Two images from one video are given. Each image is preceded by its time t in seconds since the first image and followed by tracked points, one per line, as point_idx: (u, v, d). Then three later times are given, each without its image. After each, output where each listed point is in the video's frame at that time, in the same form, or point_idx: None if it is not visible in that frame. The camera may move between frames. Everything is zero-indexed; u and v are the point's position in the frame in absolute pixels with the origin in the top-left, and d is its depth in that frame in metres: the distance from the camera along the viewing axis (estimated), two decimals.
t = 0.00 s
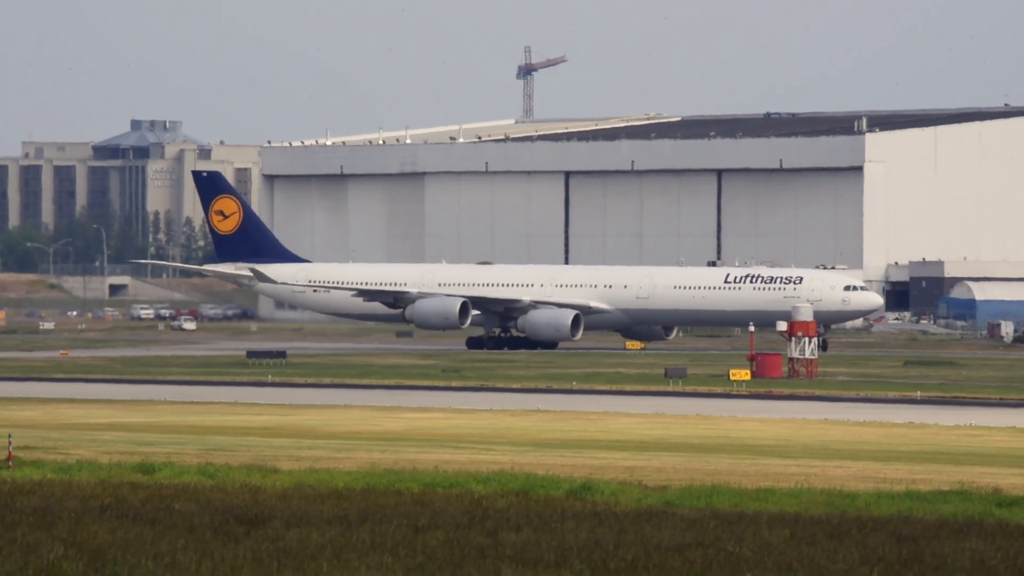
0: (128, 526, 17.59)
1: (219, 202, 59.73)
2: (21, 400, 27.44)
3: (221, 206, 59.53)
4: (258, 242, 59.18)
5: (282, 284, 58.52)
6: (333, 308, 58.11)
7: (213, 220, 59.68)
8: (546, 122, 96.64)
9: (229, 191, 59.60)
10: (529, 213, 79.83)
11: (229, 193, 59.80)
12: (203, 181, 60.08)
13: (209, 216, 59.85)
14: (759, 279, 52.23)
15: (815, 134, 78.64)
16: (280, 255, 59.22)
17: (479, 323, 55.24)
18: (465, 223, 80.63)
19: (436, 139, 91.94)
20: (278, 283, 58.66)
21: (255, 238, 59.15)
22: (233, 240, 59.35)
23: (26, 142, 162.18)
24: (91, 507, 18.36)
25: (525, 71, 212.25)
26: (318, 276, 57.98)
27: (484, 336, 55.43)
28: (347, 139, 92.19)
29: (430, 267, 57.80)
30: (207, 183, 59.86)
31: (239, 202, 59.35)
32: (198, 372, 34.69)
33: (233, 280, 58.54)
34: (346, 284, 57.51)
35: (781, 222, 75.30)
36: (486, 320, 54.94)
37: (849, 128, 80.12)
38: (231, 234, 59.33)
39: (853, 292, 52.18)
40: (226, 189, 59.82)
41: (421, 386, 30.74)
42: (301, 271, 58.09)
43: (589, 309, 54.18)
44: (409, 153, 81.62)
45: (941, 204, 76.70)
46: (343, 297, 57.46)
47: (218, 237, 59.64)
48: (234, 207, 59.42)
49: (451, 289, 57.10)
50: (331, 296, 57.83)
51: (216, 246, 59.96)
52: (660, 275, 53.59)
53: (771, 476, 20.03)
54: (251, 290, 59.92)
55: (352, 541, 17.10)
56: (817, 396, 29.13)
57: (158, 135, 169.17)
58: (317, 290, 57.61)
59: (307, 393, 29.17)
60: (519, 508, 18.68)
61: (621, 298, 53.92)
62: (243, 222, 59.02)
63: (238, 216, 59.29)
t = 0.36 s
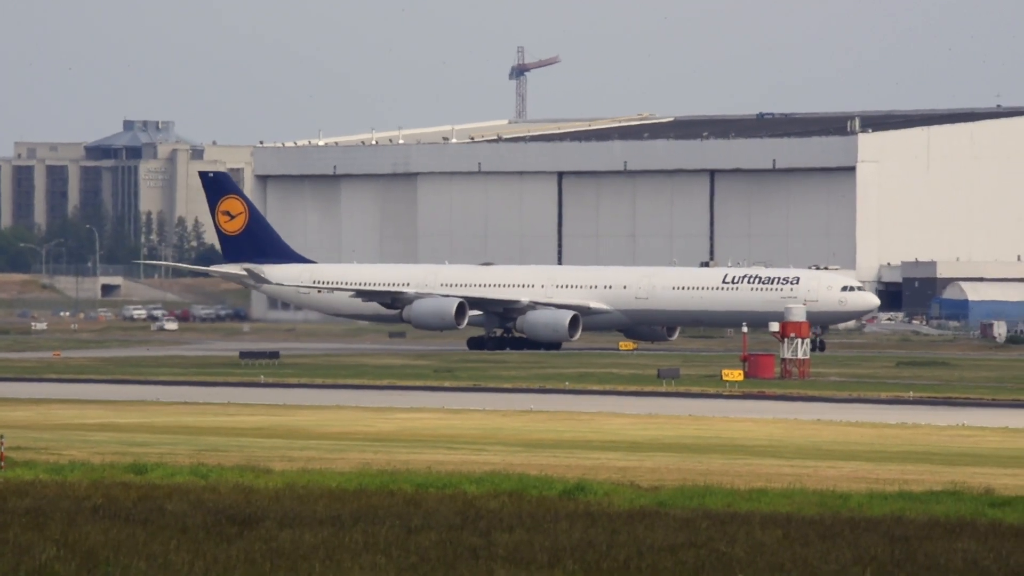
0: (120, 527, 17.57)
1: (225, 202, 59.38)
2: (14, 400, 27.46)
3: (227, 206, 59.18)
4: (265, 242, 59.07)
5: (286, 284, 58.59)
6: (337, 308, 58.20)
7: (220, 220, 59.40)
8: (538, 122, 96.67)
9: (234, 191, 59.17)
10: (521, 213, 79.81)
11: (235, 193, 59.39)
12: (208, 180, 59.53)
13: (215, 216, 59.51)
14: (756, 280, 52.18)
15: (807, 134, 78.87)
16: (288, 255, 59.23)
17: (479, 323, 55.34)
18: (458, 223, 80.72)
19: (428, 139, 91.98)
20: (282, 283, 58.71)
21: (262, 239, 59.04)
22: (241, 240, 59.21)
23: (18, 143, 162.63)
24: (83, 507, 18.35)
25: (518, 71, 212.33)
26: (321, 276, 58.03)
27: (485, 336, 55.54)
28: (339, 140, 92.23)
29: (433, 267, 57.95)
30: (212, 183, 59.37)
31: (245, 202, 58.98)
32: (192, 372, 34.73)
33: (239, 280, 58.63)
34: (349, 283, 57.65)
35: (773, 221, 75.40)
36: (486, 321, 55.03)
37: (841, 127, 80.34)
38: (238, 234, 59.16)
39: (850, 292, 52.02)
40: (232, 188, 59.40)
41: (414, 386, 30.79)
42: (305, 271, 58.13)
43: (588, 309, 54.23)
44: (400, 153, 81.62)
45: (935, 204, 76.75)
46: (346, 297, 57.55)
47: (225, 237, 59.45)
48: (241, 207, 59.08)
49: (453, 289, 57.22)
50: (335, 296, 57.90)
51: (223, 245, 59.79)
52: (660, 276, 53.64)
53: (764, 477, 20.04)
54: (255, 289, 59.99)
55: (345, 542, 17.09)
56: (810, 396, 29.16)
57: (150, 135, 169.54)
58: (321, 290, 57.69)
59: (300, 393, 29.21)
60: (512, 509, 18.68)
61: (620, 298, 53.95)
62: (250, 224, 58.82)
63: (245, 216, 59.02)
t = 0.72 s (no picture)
0: (109, 527, 17.53)
1: (227, 203, 59.48)
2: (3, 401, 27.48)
3: (229, 207, 59.29)
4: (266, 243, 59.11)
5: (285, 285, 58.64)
6: (336, 308, 58.33)
7: (222, 221, 59.50)
8: (527, 122, 96.69)
9: (236, 191, 59.30)
10: (509, 213, 79.76)
11: (237, 194, 59.53)
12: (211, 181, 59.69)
13: (217, 217, 59.60)
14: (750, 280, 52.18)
15: (796, 134, 79.17)
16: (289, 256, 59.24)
17: (476, 324, 55.46)
18: (446, 224, 80.59)
19: (417, 139, 92.01)
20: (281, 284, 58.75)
21: (263, 239, 59.09)
22: (243, 240, 59.24)
23: (6, 144, 162.76)
24: (71, 508, 18.34)
25: (506, 71, 212.62)
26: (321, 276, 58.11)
27: (481, 337, 55.67)
28: (328, 140, 92.21)
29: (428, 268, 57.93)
30: (214, 184, 59.54)
31: (247, 203, 59.10)
32: (180, 372, 34.77)
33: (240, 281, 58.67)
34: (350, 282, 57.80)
35: (761, 222, 75.54)
36: (482, 321, 55.16)
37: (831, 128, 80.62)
38: (240, 235, 59.21)
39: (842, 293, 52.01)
40: (233, 189, 59.52)
41: (403, 387, 30.84)
42: (304, 271, 58.17)
43: (584, 310, 54.29)
44: (390, 154, 81.65)
45: (925, 204, 76.86)
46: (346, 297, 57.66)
47: (226, 237, 59.51)
48: (243, 208, 59.18)
49: (450, 290, 57.30)
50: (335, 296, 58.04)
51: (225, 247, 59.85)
52: (654, 276, 53.66)
53: (753, 477, 20.08)
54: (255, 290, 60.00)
55: (334, 542, 17.08)
56: (796, 396, 29.23)
57: (138, 136, 169.71)
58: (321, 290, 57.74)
59: (290, 394, 29.24)
60: (500, 509, 18.68)
61: (616, 299, 53.94)
62: (251, 224, 58.90)
63: (247, 217, 59.10)
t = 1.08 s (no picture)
0: (101, 527, 17.50)
1: (235, 203, 59.45)
2: None
3: (236, 206, 59.24)
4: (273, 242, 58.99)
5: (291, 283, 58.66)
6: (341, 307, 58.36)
7: (229, 220, 59.42)
8: (521, 121, 96.56)
9: (243, 191, 59.31)
10: (503, 212, 79.80)
11: (244, 194, 59.53)
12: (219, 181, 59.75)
13: (225, 216, 59.55)
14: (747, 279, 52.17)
15: (787, 134, 78.86)
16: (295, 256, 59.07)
17: (476, 323, 55.47)
18: (440, 222, 80.76)
19: (410, 139, 91.93)
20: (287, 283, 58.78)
21: (270, 238, 58.98)
22: (249, 239, 59.11)
23: None
24: (64, 507, 18.31)
25: (500, 70, 212.57)
26: (326, 275, 58.15)
27: (482, 336, 55.68)
28: (321, 139, 92.08)
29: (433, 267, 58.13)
30: (222, 184, 59.58)
31: (253, 202, 59.07)
32: (172, 371, 34.67)
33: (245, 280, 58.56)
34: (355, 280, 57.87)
35: (754, 221, 75.46)
36: (483, 320, 55.19)
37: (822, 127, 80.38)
38: (246, 233, 59.08)
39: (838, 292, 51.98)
40: (241, 189, 59.51)
41: (396, 386, 30.77)
42: (310, 270, 58.22)
43: (584, 309, 54.30)
44: (383, 153, 81.56)
45: (919, 203, 76.90)
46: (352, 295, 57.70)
47: (233, 237, 59.37)
48: (250, 207, 59.13)
49: (453, 288, 57.41)
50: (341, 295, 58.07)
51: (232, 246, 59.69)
52: (654, 274, 53.59)
53: (746, 476, 20.05)
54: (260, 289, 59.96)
55: (325, 541, 17.05)
56: (789, 395, 29.18)
57: (131, 135, 169.69)
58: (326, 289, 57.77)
59: (283, 393, 29.17)
60: (493, 508, 18.66)
61: (615, 298, 53.97)
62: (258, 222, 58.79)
63: (253, 215, 59.00)
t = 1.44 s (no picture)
0: (98, 527, 17.50)
1: (246, 203, 59.59)
2: None
3: (247, 206, 59.37)
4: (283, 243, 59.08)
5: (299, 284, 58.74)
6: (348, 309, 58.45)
7: (240, 221, 59.50)
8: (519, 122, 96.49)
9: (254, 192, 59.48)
10: (500, 213, 79.81)
11: (255, 195, 59.69)
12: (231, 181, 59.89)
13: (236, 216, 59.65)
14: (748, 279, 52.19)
15: (784, 134, 78.84)
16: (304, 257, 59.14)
17: (481, 324, 55.57)
18: (436, 222, 80.73)
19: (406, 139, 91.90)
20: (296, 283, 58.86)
21: (279, 239, 59.06)
22: (259, 239, 59.19)
23: None
24: (61, 508, 18.33)
25: (497, 70, 212.45)
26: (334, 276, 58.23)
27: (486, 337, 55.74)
28: (318, 140, 92.00)
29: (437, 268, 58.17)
30: (234, 185, 59.70)
31: (264, 203, 59.22)
32: (169, 372, 34.68)
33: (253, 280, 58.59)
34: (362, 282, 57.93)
35: (750, 222, 75.42)
36: (487, 321, 55.25)
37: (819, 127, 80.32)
38: (257, 234, 59.15)
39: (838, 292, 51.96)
40: (252, 190, 59.64)
41: (392, 386, 30.79)
42: (318, 271, 58.29)
43: (587, 310, 54.33)
44: (379, 153, 81.54)
45: (916, 203, 76.93)
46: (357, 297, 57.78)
47: (244, 237, 59.43)
48: (260, 207, 59.27)
49: (460, 289, 57.49)
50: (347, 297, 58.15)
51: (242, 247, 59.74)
52: (657, 274, 53.56)
53: (742, 476, 20.07)
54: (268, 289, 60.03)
55: (323, 542, 17.06)
56: (786, 396, 29.18)
57: (128, 135, 169.69)
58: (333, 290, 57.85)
59: (281, 393, 29.20)
60: (490, 509, 18.67)
61: (618, 298, 54.01)
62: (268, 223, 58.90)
63: (264, 216, 59.13)
